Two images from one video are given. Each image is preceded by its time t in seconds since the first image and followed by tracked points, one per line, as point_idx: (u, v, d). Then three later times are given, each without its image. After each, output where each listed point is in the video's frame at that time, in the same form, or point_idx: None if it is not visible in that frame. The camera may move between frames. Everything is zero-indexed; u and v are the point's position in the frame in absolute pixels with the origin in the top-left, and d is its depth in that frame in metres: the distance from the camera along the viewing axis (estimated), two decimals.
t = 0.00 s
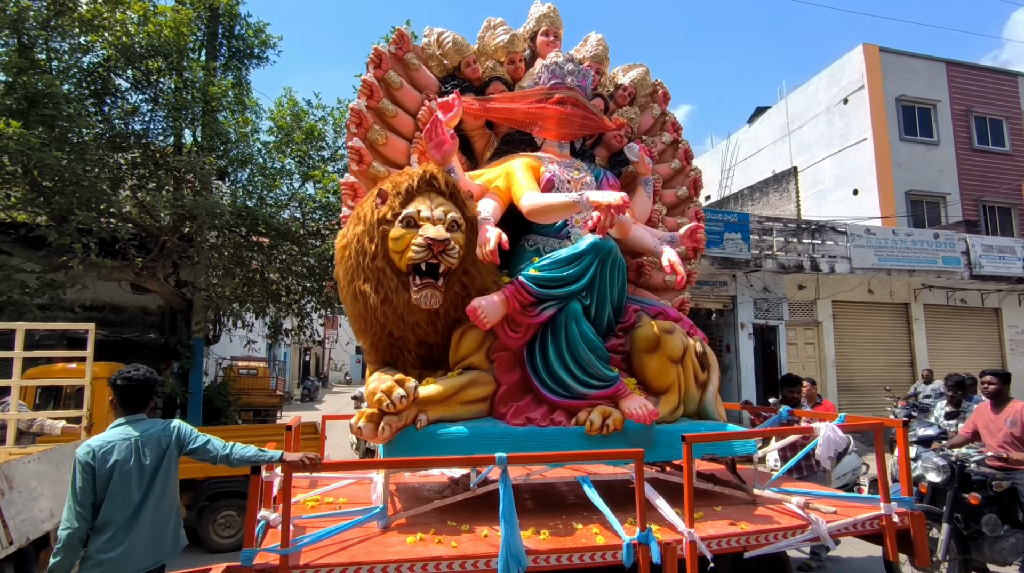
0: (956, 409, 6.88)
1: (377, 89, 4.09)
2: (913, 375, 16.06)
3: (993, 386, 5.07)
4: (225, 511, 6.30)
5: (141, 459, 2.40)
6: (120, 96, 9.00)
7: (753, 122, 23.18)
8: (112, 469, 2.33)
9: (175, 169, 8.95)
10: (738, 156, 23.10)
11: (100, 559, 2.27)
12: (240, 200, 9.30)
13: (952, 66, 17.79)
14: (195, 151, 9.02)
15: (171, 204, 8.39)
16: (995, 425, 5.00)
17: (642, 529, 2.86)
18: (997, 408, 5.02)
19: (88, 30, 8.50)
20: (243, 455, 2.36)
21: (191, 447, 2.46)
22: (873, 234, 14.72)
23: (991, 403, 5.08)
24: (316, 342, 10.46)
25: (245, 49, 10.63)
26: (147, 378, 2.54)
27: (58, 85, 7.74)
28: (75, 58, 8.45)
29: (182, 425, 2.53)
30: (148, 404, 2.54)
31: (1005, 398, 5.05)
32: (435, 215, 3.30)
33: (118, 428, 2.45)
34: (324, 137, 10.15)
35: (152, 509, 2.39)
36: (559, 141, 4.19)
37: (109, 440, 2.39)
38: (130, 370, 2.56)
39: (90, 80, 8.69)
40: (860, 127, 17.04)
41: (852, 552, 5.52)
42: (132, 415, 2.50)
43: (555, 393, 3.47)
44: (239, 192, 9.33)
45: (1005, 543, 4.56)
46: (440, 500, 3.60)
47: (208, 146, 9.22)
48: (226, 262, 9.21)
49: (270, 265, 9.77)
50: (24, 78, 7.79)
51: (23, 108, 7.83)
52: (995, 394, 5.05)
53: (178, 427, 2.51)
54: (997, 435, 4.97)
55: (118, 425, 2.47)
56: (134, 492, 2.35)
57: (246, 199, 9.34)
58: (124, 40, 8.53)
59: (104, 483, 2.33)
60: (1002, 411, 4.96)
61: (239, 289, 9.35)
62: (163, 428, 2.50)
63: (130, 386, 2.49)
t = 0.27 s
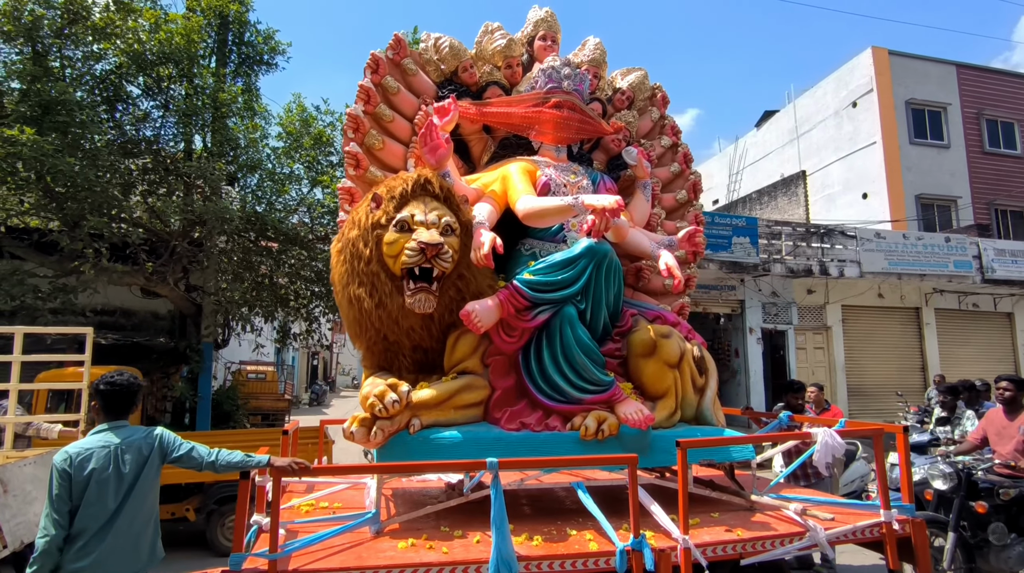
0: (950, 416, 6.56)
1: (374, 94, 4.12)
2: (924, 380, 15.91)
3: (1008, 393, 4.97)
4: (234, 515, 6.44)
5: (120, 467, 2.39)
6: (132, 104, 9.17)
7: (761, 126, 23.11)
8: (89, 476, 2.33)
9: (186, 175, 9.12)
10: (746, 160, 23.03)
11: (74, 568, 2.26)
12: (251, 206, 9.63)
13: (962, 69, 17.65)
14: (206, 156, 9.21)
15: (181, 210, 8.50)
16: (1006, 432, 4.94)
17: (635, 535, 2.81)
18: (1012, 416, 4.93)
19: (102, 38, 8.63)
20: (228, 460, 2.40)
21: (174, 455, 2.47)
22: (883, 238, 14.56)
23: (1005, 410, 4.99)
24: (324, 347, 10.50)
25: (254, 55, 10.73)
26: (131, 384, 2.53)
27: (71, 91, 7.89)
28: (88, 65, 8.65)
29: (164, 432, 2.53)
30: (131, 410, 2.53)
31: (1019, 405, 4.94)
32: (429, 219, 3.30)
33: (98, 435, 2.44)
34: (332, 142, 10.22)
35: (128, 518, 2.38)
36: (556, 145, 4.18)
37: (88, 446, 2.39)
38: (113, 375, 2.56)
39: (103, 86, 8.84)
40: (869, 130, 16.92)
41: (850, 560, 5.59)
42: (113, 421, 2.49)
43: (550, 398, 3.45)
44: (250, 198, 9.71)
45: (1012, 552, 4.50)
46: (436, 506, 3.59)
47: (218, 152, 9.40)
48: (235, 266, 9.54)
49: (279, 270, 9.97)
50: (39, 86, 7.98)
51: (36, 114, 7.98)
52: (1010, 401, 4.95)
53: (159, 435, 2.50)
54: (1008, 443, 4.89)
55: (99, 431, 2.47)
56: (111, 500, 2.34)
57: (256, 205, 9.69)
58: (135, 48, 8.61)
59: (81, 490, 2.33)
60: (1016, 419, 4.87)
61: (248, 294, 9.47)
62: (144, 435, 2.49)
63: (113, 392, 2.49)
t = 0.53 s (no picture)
0: (945, 421, 6.33)
1: (370, 99, 4.11)
2: (936, 385, 15.74)
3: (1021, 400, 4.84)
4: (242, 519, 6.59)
5: (100, 475, 2.40)
6: (143, 110, 9.35)
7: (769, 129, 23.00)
8: (68, 484, 2.33)
9: (196, 180, 9.28)
10: (754, 163, 22.94)
11: None
12: (260, 210, 9.75)
13: (973, 71, 17.50)
14: (216, 161, 9.37)
15: (191, 215, 8.70)
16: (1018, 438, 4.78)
17: (627, 541, 2.77)
18: None
19: (114, 45, 8.77)
20: (215, 466, 2.39)
21: (159, 463, 2.49)
22: (893, 242, 14.41)
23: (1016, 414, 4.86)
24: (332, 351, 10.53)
25: (264, 61, 10.82)
26: (118, 390, 2.54)
27: (84, 99, 8.10)
28: (101, 73, 8.81)
29: (149, 439, 2.54)
30: (116, 416, 2.54)
31: None
32: (421, 222, 3.30)
33: (81, 440, 2.44)
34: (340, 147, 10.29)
35: (105, 527, 2.38)
36: (552, 149, 4.17)
37: (70, 452, 2.39)
38: (97, 380, 2.55)
39: (114, 93, 9.00)
40: (879, 133, 16.80)
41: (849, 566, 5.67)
42: (98, 427, 2.50)
43: (544, 403, 3.43)
44: (258, 202, 9.72)
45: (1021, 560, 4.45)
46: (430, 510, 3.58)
47: (228, 157, 9.54)
48: (244, 271, 9.52)
49: (287, 274, 9.99)
50: (53, 92, 8.21)
51: (50, 121, 8.29)
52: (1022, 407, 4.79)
53: (143, 443, 2.51)
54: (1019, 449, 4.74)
55: (82, 436, 2.47)
56: (88, 509, 2.35)
57: (264, 210, 9.74)
58: (147, 54, 8.82)
59: (59, 497, 2.33)
60: None
61: (256, 298, 9.50)
62: (127, 443, 2.50)
63: (97, 397, 2.49)
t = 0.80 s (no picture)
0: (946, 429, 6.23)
1: (366, 103, 4.13)
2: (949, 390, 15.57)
3: None
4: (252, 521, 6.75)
5: (91, 478, 2.40)
6: (154, 115, 9.50)
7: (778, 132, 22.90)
8: (59, 488, 2.33)
9: (206, 185, 9.38)
10: (762, 166, 22.84)
11: None
12: (269, 214, 9.89)
13: (984, 72, 17.33)
14: (226, 166, 9.54)
15: (201, 219, 8.95)
16: None
17: (619, 546, 2.74)
18: None
19: (126, 52, 8.91)
20: (201, 469, 2.38)
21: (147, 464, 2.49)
22: (904, 244, 14.28)
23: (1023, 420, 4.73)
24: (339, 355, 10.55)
25: (273, 67, 10.89)
26: (104, 393, 2.54)
27: (96, 105, 8.24)
28: (113, 79, 8.94)
29: (137, 440, 2.55)
30: (102, 419, 2.54)
31: None
32: (414, 226, 3.30)
33: (67, 444, 2.44)
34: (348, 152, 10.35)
35: (100, 529, 2.39)
36: (548, 152, 4.17)
37: (57, 456, 2.38)
38: (82, 383, 2.55)
39: (126, 99, 9.15)
40: (889, 135, 16.68)
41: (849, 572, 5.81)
42: (83, 430, 2.49)
43: (537, 406, 3.41)
44: (267, 207, 9.86)
45: None
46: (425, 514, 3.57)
47: (238, 162, 9.71)
48: (254, 275, 9.55)
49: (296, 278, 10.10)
50: (66, 99, 8.34)
51: (63, 127, 8.42)
52: None
53: (131, 444, 2.52)
54: None
55: (67, 440, 2.46)
56: (82, 512, 2.35)
57: (274, 214, 9.93)
58: (158, 60, 8.95)
59: (49, 502, 2.33)
60: None
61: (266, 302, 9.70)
62: (115, 445, 2.50)
63: (83, 400, 2.48)
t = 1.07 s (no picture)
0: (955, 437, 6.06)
1: (363, 108, 4.15)
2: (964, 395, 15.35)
3: None
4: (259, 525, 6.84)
5: (77, 482, 2.42)
6: (168, 122, 9.66)
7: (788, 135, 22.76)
8: (46, 491, 2.35)
9: (218, 190, 9.52)
10: (773, 168, 22.70)
11: None
12: (280, 219, 10.01)
13: (998, 73, 17.11)
14: (237, 171, 9.69)
15: (213, 224, 9.05)
16: None
17: (611, 553, 2.70)
18: None
19: (140, 60, 9.04)
20: (183, 475, 2.42)
21: (133, 468, 2.51)
22: (917, 247, 14.11)
23: None
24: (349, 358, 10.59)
25: (284, 73, 10.95)
26: (91, 398, 2.57)
27: (111, 112, 8.33)
28: (127, 86, 9.06)
29: (124, 444, 2.57)
30: (89, 424, 2.56)
31: None
32: (407, 230, 3.30)
33: (54, 449, 2.46)
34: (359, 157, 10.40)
35: (89, 532, 2.41)
36: (544, 155, 4.16)
37: (44, 460, 2.41)
38: (73, 388, 2.58)
39: (140, 105, 9.26)
40: (901, 137, 16.52)
41: None
42: (70, 435, 2.51)
43: (532, 411, 3.38)
44: (279, 212, 10.04)
45: None
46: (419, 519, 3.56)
47: (250, 168, 9.83)
48: (264, 279, 9.79)
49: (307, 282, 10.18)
50: (81, 106, 8.45)
51: (79, 133, 8.55)
52: None
53: (117, 449, 2.54)
54: None
55: (54, 446, 2.48)
56: (70, 515, 2.37)
57: (286, 219, 10.06)
58: (171, 67, 9.06)
59: (37, 505, 2.35)
60: None
61: (277, 306, 9.82)
62: (102, 449, 2.52)
63: (71, 405, 2.50)
